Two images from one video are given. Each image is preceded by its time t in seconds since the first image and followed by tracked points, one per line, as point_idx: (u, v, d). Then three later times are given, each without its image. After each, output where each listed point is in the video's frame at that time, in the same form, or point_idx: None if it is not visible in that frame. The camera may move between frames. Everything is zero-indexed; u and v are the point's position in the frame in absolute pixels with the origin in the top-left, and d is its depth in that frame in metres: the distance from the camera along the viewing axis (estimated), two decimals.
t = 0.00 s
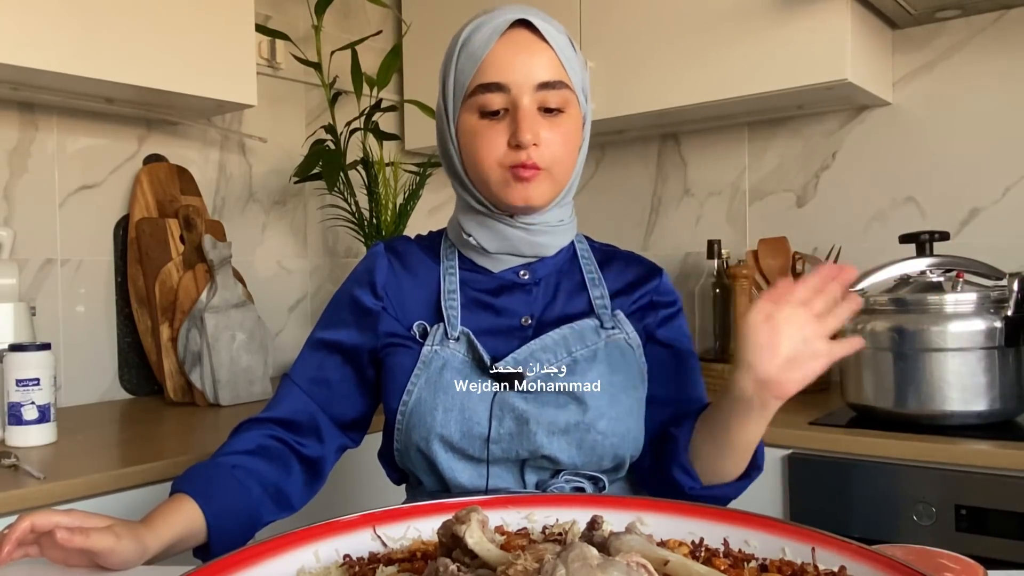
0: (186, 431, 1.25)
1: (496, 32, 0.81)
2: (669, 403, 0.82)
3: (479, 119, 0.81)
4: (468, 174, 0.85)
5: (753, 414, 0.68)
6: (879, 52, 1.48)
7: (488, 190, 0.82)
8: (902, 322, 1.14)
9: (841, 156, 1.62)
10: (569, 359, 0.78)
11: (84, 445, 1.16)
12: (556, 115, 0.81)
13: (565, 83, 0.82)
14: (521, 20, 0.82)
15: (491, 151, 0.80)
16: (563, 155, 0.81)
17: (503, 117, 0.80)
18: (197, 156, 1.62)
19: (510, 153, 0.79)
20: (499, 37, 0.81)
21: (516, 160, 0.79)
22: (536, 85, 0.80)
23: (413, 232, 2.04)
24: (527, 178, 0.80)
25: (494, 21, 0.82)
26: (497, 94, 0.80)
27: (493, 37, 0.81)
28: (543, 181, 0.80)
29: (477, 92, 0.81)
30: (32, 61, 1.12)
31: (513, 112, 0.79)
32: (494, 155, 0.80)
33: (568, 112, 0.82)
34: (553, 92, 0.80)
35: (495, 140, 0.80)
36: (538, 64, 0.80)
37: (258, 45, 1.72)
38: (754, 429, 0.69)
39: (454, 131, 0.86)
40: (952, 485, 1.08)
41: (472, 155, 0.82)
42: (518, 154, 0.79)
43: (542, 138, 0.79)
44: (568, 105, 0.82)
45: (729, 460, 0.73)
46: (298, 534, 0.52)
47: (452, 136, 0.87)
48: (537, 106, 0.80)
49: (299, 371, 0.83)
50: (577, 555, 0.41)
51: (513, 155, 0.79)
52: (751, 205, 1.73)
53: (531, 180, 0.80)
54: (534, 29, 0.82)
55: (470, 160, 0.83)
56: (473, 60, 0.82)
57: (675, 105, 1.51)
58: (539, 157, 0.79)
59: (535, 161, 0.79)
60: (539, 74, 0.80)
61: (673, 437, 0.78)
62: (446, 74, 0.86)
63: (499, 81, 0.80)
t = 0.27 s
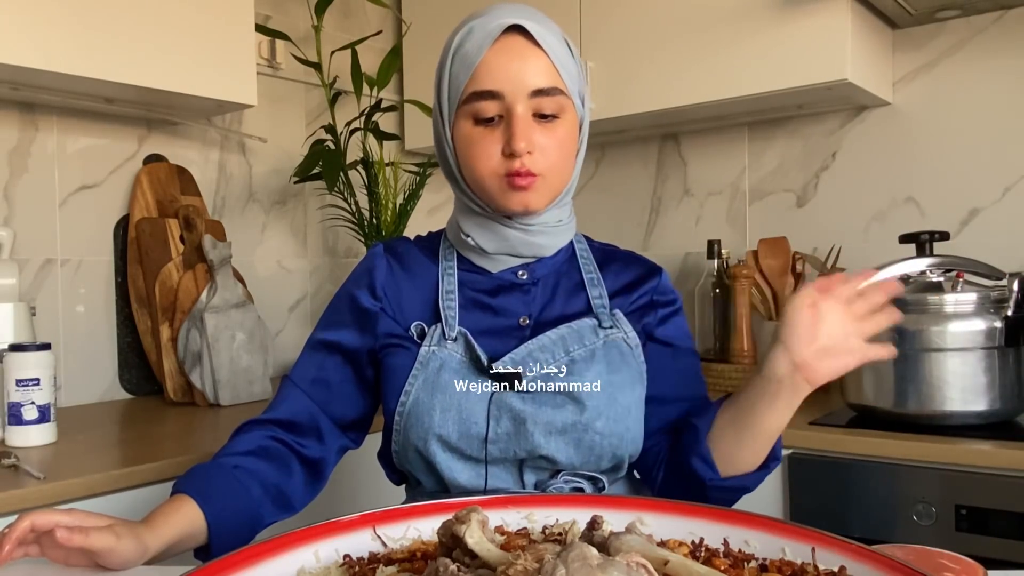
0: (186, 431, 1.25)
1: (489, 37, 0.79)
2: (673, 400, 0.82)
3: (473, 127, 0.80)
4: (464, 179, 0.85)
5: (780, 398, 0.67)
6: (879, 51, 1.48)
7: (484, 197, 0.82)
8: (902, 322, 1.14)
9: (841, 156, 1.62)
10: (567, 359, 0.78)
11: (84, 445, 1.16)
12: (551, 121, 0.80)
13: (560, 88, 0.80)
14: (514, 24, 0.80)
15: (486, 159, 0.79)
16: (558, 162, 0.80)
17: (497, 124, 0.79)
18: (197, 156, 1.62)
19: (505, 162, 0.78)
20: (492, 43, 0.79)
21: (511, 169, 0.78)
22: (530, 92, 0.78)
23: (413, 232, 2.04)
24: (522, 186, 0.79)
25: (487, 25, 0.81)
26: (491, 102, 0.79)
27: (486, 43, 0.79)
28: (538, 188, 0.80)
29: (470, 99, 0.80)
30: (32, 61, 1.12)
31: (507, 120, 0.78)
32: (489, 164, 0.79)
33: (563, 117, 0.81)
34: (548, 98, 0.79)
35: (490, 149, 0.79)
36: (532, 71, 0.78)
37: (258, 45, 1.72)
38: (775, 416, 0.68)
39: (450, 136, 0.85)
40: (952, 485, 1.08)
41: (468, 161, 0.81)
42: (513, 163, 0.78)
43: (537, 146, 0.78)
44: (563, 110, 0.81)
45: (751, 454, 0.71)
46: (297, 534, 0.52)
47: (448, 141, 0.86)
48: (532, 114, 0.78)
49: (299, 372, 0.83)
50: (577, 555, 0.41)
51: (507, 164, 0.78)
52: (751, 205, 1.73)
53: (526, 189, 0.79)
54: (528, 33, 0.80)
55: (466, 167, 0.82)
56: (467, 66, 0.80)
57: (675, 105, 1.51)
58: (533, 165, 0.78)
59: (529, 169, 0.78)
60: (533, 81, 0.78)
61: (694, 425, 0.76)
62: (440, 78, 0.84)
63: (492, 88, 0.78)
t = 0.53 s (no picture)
0: (186, 431, 1.25)
1: (486, 35, 0.79)
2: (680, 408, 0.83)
3: (473, 125, 0.80)
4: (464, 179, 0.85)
5: (771, 430, 0.67)
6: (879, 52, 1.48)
7: (483, 197, 0.82)
8: (902, 322, 1.14)
9: (841, 156, 1.62)
10: (569, 359, 0.78)
11: (84, 445, 1.16)
12: (550, 118, 0.80)
13: (558, 84, 0.80)
14: (512, 22, 0.80)
15: (485, 157, 0.79)
16: (557, 159, 0.80)
17: (496, 122, 0.79)
18: (197, 156, 1.62)
19: (504, 160, 0.78)
20: (491, 41, 0.79)
21: (510, 166, 0.78)
22: (528, 89, 0.78)
23: (413, 232, 2.04)
24: (521, 184, 0.79)
25: (484, 23, 0.81)
26: (490, 99, 0.79)
27: (485, 41, 0.79)
28: (537, 187, 0.79)
29: (469, 97, 0.80)
30: (32, 61, 1.12)
31: (506, 117, 0.78)
32: (488, 162, 0.79)
33: (562, 114, 0.81)
34: (546, 95, 0.79)
35: (489, 147, 0.79)
36: (530, 67, 0.78)
37: (258, 45, 1.72)
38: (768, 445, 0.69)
39: (450, 136, 0.85)
40: (952, 485, 1.08)
41: (467, 160, 0.81)
42: (512, 160, 0.78)
43: (536, 143, 0.78)
44: (561, 107, 0.81)
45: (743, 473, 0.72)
46: (297, 534, 0.52)
47: (448, 141, 0.86)
48: (530, 110, 0.78)
49: (299, 372, 0.83)
50: (577, 555, 0.41)
51: (506, 162, 0.78)
52: (751, 205, 1.73)
53: (525, 187, 0.79)
54: (526, 30, 0.80)
55: (465, 166, 0.82)
56: (465, 64, 0.80)
57: (675, 105, 1.51)
58: (533, 162, 0.78)
59: (528, 167, 0.78)
60: (531, 78, 0.78)
61: (684, 448, 0.76)
62: (440, 78, 0.84)
63: (491, 86, 0.78)
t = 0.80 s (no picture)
0: (186, 431, 1.25)
1: (490, 37, 0.79)
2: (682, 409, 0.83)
3: (475, 126, 0.80)
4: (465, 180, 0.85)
5: (777, 431, 0.68)
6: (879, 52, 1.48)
7: (485, 198, 0.82)
8: (902, 322, 1.14)
9: (841, 156, 1.62)
10: (572, 359, 0.78)
11: (84, 445, 1.16)
12: (552, 121, 0.80)
13: (561, 87, 0.80)
14: (516, 24, 0.80)
15: (487, 159, 0.79)
16: (559, 161, 0.80)
17: (499, 124, 0.79)
18: (197, 156, 1.62)
19: (506, 162, 0.78)
20: (494, 43, 0.79)
21: (513, 168, 0.78)
22: (532, 91, 0.78)
23: (413, 232, 2.04)
24: (523, 186, 0.79)
25: (487, 25, 0.81)
26: (493, 101, 0.79)
27: (488, 43, 0.79)
28: (539, 188, 0.80)
29: (472, 99, 0.80)
30: (32, 61, 1.12)
31: (509, 120, 0.78)
32: (490, 163, 0.79)
33: (565, 116, 0.81)
34: (549, 98, 0.79)
35: (491, 148, 0.79)
36: (534, 70, 0.78)
37: (258, 45, 1.72)
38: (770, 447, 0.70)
39: (451, 137, 0.85)
40: (952, 485, 1.08)
41: (469, 161, 0.81)
42: (515, 162, 0.78)
43: (538, 146, 0.78)
44: (564, 110, 0.81)
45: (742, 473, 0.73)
46: (297, 534, 0.52)
47: (449, 142, 0.86)
48: (534, 113, 0.78)
49: (300, 372, 0.83)
50: (577, 555, 0.41)
51: (509, 164, 0.78)
52: (751, 204, 1.73)
53: (527, 188, 0.79)
54: (529, 33, 0.80)
55: (467, 167, 0.82)
56: (468, 66, 0.80)
57: (675, 105, 1.51)
58: (535, 165, 0.78)
59: (531, 169, 0.78)
60: (535, 80, 0.78)
61: (684, 451, 0.77)
62: (443, 78, 0.84)
63: (494, 88, 0.78)
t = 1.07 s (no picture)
0: (186, 431, 1.25)
1: (488, 41, 0.79)
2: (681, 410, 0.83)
3: (473, 131, 0.80)
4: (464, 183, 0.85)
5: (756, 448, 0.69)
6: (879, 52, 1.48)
7: (483, 201, 0.82)
8: (902, 322, 1.14)
9: (841, 156, 1.62)
10: (572, 359, 0.78)
11: (84, 445, 1.16)
12: (550, 125, 0.80)
13: (559, 91, 0.80)
14: (514, 29, 0.80)
15: (485, 163, 0.79)
16: (557, 166, 0.80)
17: (497, 128, 0.79)
18: (197, 156, 1.62)
19: (504, 167, 0.78)
20: (492, 47, 0.79)
21: (510, 173, 0.78)
22: (529, 96, 0.78)
23: (413, 232, 2.04)
24: (520, 190, 0.79)
25: (486, 28, 0.81)
26: (490, 106, 0.79)
27: (486, 47, 0.79)
28: (537, 193, 0.80)
29: (470, 103, 0.80)
30: (32, 62, 1.12)
31: (506, 124, 0.78)
32: (488, 168, 0.79)
33: (563, 120, 0.81)
34: (547, 102, 0.79)
35: (489, 153, 0.79)
36: (532, 74, 0.78)
37: (258, 45, 1.72)
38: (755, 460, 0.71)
39: (451, 140, 0.85)
40: (952, 485, 1.08)
41: (467, 165, 0.81)
42: (512, 167, 0.78)
43: (536, 150, 0.78)
44: (563, 114, 0.80)
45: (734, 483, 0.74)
46: (297, 534, 0.52)
47: (449, 145, 0.86)
48: (531, 117, 0.78)
49: (300, 372, 0.83)
50: (577, 555, 0.41)
51: (506, 168, 0.78)
52: (751, 204, 1.73)
53: (524, 193, 0.79)
54: (528, 37, 0.80)
55: (465, 170, 0.82)
56: (466, 69, 0.80)
57: (675, 105, 1.51)
58: (532, 169, 0.78)
59: (528, 173, 0.78)
60: (532, 85, 0.78)
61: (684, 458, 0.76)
62: (442, 82, 0.84)
63: (492, 92, 0.78)
